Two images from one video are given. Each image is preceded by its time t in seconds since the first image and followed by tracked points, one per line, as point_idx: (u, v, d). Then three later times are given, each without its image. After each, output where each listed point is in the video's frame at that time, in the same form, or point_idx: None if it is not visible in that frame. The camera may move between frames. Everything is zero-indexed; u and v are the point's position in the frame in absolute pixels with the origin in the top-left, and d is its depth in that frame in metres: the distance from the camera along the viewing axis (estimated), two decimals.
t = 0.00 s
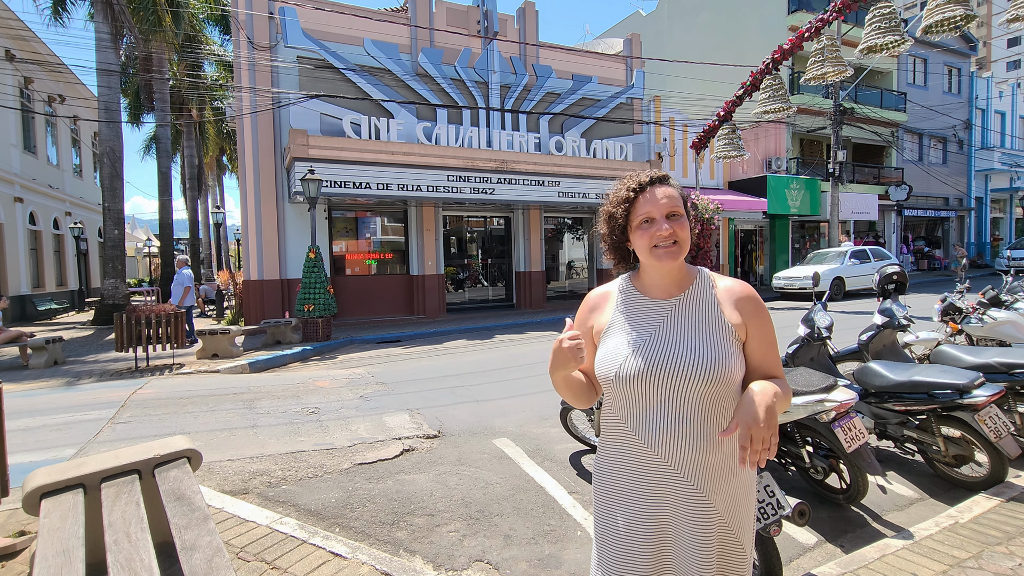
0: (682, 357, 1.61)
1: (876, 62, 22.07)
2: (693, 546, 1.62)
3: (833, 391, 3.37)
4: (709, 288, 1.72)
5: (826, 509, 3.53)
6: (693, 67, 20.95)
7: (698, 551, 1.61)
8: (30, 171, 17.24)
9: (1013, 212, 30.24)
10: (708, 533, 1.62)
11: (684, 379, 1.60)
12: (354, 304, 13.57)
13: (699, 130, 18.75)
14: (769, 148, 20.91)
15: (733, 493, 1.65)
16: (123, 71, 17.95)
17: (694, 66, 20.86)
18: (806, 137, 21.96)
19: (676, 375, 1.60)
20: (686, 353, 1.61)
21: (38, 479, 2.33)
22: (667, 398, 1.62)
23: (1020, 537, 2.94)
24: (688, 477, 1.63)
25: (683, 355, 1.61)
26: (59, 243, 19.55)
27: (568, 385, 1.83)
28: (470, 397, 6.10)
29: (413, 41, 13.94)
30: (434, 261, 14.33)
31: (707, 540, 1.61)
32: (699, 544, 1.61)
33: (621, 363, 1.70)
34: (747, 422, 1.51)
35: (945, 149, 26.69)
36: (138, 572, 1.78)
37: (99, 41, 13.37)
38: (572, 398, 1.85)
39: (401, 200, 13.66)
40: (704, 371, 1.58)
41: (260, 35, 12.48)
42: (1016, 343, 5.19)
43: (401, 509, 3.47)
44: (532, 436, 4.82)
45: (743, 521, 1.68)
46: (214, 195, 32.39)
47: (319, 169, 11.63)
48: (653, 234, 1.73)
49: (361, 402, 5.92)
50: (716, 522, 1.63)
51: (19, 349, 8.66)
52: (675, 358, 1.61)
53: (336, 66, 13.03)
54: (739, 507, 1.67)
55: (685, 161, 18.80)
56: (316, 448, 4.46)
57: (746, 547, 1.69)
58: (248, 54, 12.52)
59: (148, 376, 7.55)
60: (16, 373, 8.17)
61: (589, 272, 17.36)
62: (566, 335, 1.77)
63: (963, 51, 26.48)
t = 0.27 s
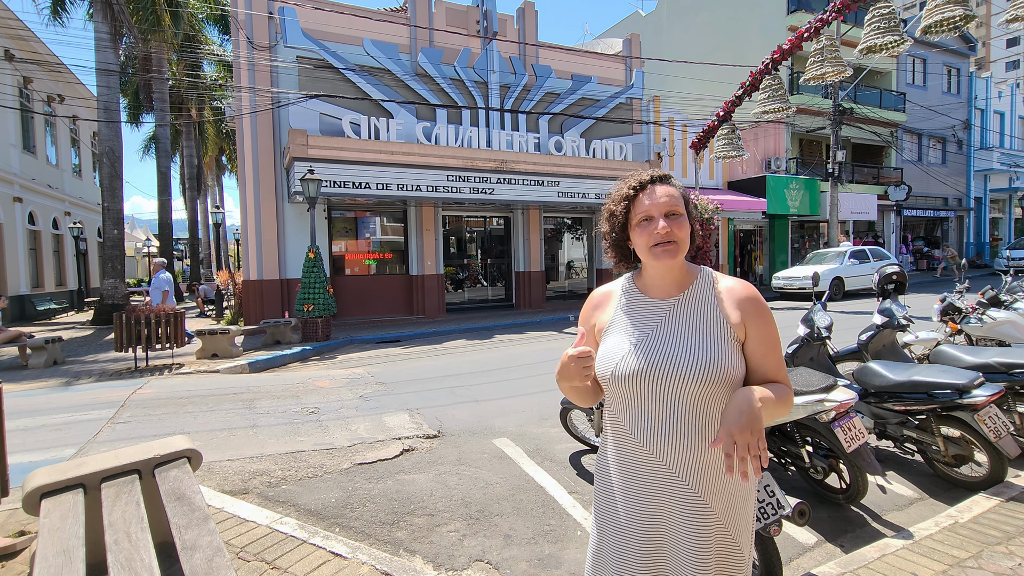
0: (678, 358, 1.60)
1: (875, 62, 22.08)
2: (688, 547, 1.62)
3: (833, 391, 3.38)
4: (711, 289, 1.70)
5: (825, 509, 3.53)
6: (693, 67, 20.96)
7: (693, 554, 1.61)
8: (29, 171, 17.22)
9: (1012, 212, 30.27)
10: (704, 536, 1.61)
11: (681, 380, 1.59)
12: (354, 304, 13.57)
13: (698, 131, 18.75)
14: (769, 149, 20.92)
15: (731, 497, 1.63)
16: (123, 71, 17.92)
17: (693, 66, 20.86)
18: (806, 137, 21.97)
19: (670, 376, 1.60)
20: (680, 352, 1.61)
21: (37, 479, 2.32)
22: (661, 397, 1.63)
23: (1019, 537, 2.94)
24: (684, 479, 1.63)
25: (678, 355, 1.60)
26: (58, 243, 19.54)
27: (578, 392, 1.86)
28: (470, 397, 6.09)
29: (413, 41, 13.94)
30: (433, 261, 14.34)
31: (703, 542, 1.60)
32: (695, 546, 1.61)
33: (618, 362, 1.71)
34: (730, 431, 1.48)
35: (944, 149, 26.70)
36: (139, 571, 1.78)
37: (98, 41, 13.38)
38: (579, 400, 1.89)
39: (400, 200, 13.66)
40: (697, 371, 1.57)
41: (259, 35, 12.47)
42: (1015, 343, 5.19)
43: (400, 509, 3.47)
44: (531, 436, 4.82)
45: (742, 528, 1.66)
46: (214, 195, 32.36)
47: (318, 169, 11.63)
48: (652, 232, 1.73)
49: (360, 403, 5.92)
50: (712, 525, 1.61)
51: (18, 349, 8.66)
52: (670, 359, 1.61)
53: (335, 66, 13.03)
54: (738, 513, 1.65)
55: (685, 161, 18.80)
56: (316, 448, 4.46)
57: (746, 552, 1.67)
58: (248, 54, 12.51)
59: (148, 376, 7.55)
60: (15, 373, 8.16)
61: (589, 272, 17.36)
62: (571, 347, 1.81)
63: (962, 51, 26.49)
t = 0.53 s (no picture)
0: (675, 358, 1.60)
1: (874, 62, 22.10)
2: (685, 551, 1.61)
3: (833, 391, 3.39)
4: (712, 287, 1.67)
5: (826, 509, 3.53)
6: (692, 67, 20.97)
7: (689, 556, 1.61)
8: (29, 171, 17.20)
9: (1011, 212, 30.28)
10: (701, 539, 1.61)
11: (677, 381, 1.58)
12: (353, 304, 13.56)
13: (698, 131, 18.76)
14: (768, 149, 20.92)
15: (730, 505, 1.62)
16: (122, 71, 17.89)
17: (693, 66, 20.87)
18: (805, 137, 21.99)
19: (663, 375, 1.61)
20: (675, 353, 1.61)
21: (38, 479, 2.32)
22: (656, 396, 1.63)
23: (1018, 536, 2.95)
24: (682, 480, 1.63)
25: (672, 356, 1.61)
26: (57, 244, 19.51)
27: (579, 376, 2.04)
28: (469, 398, 6.10)
29: (412, 41, 13.94)
30: (433, 261, 14.34)
31: (700, 544, 1.60)
32: (690, 548, 1.60)
33: (616, 360, 1.73)
34: (726, 511, 1.48)
35: (943, 149, 26.72)
36: (139, 572, 1.78)
37: (97, 41, 13.37)
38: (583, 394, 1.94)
39: (400, 200, 13.66)
40: (690, 371, 1.57)
41: (259, 35, 12.47)
42: (1015, 343, 5.20)
43: (401, 509, 3.47)
44: (531, 436, 4.82)
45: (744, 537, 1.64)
46: (214, 195, 32.34)
47: (318, 169, 11.63)
48: (657, 228, 1.74)
49: (360, 403, 5.92)
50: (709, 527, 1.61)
51: (18, 350, 8.64)
52: (667, 360, 1.61)
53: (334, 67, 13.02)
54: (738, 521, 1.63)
55: (684, 161, 18.81)
56: (316, 448, 4.46)
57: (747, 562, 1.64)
58: (247, 54, 12.49)
59: (148, 377, 7.54)
60: (15, 373, 8.15)
61: (588, 272, 17.36)
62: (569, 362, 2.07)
63: (961, 52, 26.51)
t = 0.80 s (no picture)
0: (670, 358, 1.60)
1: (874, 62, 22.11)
2: (673, 549, 1.62)
3: (832, 391, 3.39)
4: (711, 286, 1.65)
5: (825, 509, 3.53)
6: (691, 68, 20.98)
7: (678, 553, 1.61)
8: (28, 171, 17.18)
9: (1010, 213, 30.31)
10: (689, 538, 1.61)
11: (670, 378, 1.59)
12: (352, 305, 13.56)
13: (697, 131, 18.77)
14: (767, 149, 20.93)
15: (729, 507, 1.60)
16: (121, 71, 17.87)
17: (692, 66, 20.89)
18: (804, 138, 22.01)
19: (653, 372, 1.62)
20: (666, 352, 1.61)
21: (38, 480, 2.32)
22: (646, 393, 1.65)
23: (1018, 536, 2.95)
24: (674, 478, 1.64)
25: (663, 355, 1.61)
26: (57, 244, 19.50)
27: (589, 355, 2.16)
28: (469, 398, 6.10)
29: (412, 42, 13.94)
30: (433, 261, 14.35)
31: (687, 542, 1.61)
32: (678, 545, 1.61)
33: (613, 356, 1.76)
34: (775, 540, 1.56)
35: (942, 149, 26.73)
36: (140, 572, 1.78)
37: (97, 42, 13.37)
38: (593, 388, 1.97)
39: (400, 201, 13.67)
40: (679, 370, 1.57)
41: (258, 36, 12.47)
42: (1014, 343, 5.20)
43: (401, 509, 3.47)
44: (531, 436, 4.83)
45: (742, 542, 1.62)
46: (213, 195, 32.33)
47: (318, 169, 11.63)
48: (659, 231, 1.74)
49: (360, 403, 5.92)
50: (697, 526, 1.61)
51: (18, 350, 8.64)
52: (663, 360, 1.61)
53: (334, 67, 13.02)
54: (728, 526, 1.61)
55: (684, 162, 18.81)
56: (316, 449, 4.46)
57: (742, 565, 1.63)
58: (246, 55, 12.48)
59: (147, 377, 7.54)
60: (14, 374, 8.14)
61: (588, 272, 17.36)
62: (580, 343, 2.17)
63: (960, 52, 26.53)
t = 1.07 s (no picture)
0: (670, 357, 1.60)
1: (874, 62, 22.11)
2: (674, 548, 1.63)
3: (832, 391, 3.39)
4: (714, 286, 1.63)
5: (825, 508, 3.54)
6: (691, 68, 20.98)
7: (681, 553, 1.61)
8: (27, 172, 17.17)
9: (1010, 213, 30.33)
10: (690, 538, 1.61)
11: (669, 376, 1.59)
12: (352, 305, 13.56)
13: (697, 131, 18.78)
14: (767, 149, 20.92)
15: (731, 507, 1.58)
16: (121, 71, 17.86)
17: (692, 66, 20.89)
18: (804, 138, 22.03)
19: (652, 371, 1.63)
20: (665, 352, 1.61)
21: (38, 480, 2.32)
22: (646, 391, 1.66)
23: (1018, 535, 2.95)
24: (674, 476, 1.65)
25: (662, 354, 1.62)
26: (56, 244, 19.49)
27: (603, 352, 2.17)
28: (469, 398, 6.10)
29: (411, 42, 13.94)
30: (432, 262, 14.34)
31: (687, 543, 1.61)
32: (678, 544, 1.62)
33: (616, 356, 1.77)
34: (771, 547, 1.48)
35: (942, 149, 26.74)
36: (140, 572, 1.78)
37: (97, 42, 13.36)
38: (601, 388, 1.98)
39: (399, 201, 13.67)
40: (676, 368, 1.58)
41: (258, 36, 12.47)
42: (1014, 343, 5.20)
43: (401, 509, 3.47)
44: (531, 436, 4.83)
45: (746, 544, 1.60)
46: (213, 195, 32.33)
47: (317, 169, 11.63)
48: (659, 238, 1.73)
49: (359, 403, 5.92)
50: (696, 525, 1.61)
51: (17, 351, 8.63)
52: (664, 360, 1.60)
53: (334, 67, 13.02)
54: (729, 529, 1.58)
55: (683, 161, 18.81)
56: (316, 449, 4.46)
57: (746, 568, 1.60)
58: (246, 55, 12.47)
59: (147, 377, 7.54)
60: (14, 374, 8.14)
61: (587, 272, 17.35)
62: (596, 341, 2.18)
63: (959, 52, 26.54)
